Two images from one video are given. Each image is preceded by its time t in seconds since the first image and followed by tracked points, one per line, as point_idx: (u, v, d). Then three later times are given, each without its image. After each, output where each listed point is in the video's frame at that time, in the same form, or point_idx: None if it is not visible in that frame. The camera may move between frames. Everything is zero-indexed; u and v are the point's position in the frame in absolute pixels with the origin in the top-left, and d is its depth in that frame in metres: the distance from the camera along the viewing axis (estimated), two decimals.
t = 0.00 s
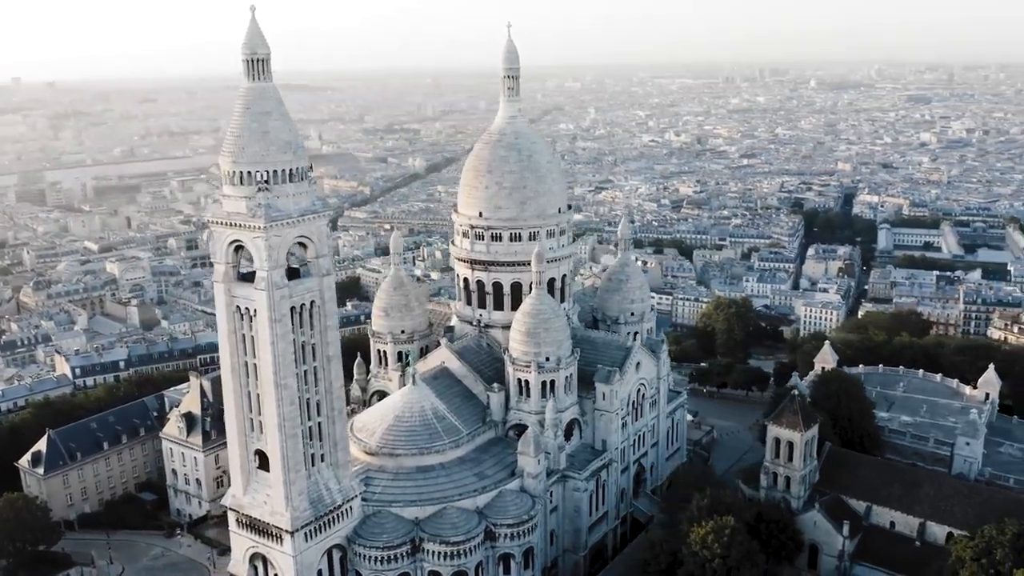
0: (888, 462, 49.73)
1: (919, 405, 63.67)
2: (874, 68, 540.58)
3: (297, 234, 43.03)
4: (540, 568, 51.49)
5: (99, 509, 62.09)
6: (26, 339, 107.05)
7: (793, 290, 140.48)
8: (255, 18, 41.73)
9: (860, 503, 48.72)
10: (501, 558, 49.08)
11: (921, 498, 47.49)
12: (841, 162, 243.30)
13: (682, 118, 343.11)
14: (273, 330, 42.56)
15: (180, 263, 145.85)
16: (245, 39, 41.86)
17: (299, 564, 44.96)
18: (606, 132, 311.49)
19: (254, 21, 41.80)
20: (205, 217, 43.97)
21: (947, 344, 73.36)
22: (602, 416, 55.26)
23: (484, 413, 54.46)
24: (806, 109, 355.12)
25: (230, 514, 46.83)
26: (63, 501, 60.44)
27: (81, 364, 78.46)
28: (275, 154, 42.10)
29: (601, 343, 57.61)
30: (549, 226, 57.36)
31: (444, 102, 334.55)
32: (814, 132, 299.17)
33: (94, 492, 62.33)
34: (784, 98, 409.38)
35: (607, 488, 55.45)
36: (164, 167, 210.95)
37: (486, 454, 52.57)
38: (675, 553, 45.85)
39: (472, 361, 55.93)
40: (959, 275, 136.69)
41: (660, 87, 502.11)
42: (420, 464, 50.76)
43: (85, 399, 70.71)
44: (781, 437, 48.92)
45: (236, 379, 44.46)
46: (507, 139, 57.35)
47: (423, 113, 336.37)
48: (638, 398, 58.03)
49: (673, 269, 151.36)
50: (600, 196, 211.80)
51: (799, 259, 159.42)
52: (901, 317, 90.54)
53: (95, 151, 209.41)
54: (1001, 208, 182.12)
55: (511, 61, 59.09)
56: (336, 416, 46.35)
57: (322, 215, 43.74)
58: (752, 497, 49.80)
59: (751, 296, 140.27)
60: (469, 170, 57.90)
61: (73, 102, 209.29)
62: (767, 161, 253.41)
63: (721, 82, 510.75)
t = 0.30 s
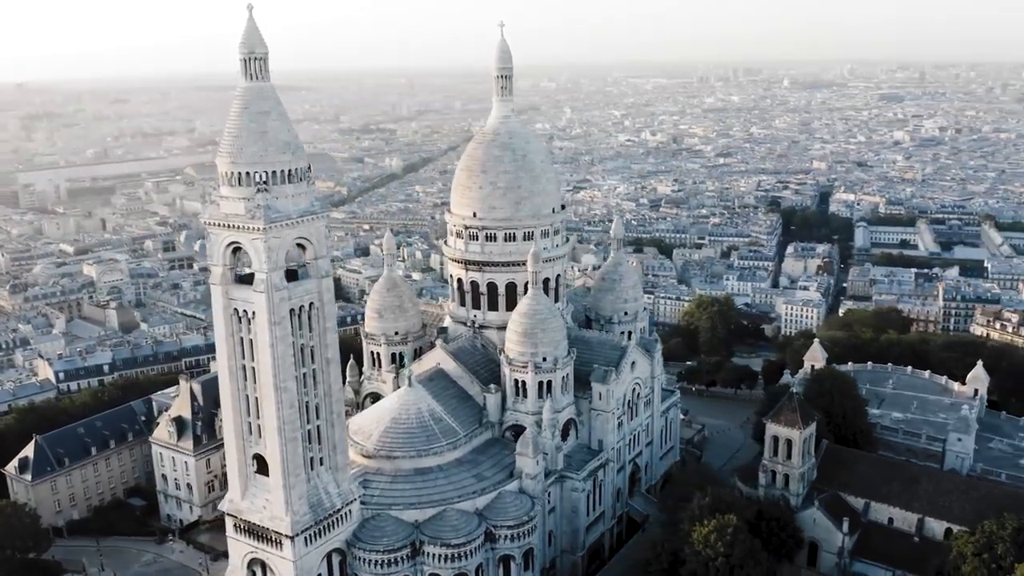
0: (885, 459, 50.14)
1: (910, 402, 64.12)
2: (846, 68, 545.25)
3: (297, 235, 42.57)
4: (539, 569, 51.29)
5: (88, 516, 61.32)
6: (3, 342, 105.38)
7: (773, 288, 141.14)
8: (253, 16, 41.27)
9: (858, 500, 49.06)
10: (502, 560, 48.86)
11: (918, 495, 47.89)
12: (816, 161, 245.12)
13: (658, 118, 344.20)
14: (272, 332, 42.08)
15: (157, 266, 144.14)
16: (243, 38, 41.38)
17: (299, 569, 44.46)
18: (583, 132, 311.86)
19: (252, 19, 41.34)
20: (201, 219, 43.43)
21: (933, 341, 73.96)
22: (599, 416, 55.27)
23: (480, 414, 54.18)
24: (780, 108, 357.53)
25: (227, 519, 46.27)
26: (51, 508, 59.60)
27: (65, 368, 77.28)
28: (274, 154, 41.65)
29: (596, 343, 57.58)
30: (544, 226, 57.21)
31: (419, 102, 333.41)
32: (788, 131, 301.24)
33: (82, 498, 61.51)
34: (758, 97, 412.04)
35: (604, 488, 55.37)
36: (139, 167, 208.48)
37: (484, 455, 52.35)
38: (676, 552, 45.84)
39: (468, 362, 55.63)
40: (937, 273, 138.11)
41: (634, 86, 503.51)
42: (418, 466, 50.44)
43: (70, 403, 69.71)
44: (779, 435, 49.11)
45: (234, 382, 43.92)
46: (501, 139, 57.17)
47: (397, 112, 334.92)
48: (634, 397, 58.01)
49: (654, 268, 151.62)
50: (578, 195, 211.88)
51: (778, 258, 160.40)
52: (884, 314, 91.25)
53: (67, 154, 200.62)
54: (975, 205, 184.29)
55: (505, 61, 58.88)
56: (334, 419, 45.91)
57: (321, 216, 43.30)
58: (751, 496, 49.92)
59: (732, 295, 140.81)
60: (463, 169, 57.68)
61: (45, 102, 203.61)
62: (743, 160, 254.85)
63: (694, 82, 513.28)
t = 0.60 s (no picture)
0: (886, 456, 50.42)
1: (903, 399, 64.55)
2: (821, 67, 549.25)
3: (299, 237, 42.13)
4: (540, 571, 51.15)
5: (80, 522, 60.61)
6: None
7: (755, 287, 141.66)
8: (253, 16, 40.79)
9: (859, 497, 49.32)
10: (504, 561, 48.73)
11: (919, 492, 48.20)
12: (794, 161, 246.69)
13: (636, 117, 345.10)
14: (275, 335, 41.63)
15: (137, 268, 142.73)
16: (244, 38, 40.92)
17: (302, 574, 44.04)
18: (561, 131, 312.10)
19: (252, 18, 40.86)
20: (201, 221, 42.88)
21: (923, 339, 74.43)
22: (598, 416, 55.18)
23: (480, 415, 53.93)
24: (757, 107, 359.61)
25: (228, 524, 45.74)
26: (42, 514, 58.86)
27: (52, 373, 76.09)
28: (276, 155, 41.18)
29: (594, 343, 57.51)
30: (540, 227, 57.07)
31: (397, 102, 332.39)
32: (765, 131, 303.32)
33: (74, 504, 60.78)
34: (735, 97, 414.29)
35: (603, 488, 55.29)
36: (116, 169, 206.40)
37: (484, 456, 52.13)
38: (681, 552, 45.77)
39: (465, 363, 55.35)
40: (918, 271, 139.52)
41: (610, 85, 504.40)
42: (418, 468, 50.12)
43: (59, 408, 68.76)
44: (781, 434, 49.23)
45: (235, 386, 43.41)
46: (497, 139, 56.95)
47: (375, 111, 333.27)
48: (632, 397, 57.97)
49: (638, 268, 151.85)
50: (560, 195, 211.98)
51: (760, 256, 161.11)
52: (871, 311, 91.83)
53: (43, 155, 192.49)
54: (953, 203, 186.31)
55: (501, 60, 58.63)
56: (336, 422, 45.51)
57: (323, 217, 42.89)
58: (752, 494, 50.01)
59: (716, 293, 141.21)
60: (459, 170, 57.45)
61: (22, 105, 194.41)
62: (721, 159, 255.97)
63: (671, 82, 514.99)
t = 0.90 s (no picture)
0: (887, 454, 50.68)
1: (898, 397, 64.91)
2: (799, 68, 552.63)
3: (304, 238, 41.71)
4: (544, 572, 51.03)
5: (74, 527, 60.05)
6: None
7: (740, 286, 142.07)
8: (257, 15, 40.35)
9: (862, 495, 49.53)
10: (509, 563, 48.58)
11: (921, 489, 48.47)
12: (775, 160, 247.95)
13: (616, 117, 345.72)
14: (280, 338, 41.20)
15: (121, 270, 141.36)
16: (247, 37, 40.47)
17: None
18: (542, 131, 312.08)
19: (256, 17, 40.41)
20: (204, 222, 42.35)
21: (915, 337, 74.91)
22: (599, 417, 55.09)
23: (481, 416, 53.67)
24: (736, 107, 361.39)
25: (231, 529, 45.23)
26: (36, 520, 58.18)
27: (41, 377, 75.17)
28: (281, 156, 40.74)
29: (593, 343, 57.42)
30: (540, 227, 56.92)
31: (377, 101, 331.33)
32: (745, 130, 304.70)
33: (67, 509, 60.15)
34: (714, 96, 416.05)
35: (605, 488, 55.22)
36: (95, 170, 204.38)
37: (487, 458, 51.90)
38: (687, 551, 45.74)
39: (466, 364, 55.09)
40: (901, 269, 140.76)
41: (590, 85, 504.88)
42: (421, 470, 49.81)
43: (49, 413, 67.96)
44: (784, 432, 49.33)
45: (238, 389, 42.95)
46: (495, 139, 56.70)
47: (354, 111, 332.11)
48: (632, 397, 57.90)
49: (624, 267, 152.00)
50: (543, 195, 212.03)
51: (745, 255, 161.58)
52: (860, 309, 92.40)
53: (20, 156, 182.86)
54: (934, 202, 188.04)
55: (499, 60, 58.35)
56: (341, 425, 45.12)
57: (327, 218, 42.50)
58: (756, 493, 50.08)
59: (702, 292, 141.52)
60: (457, 170, 57.18)
61: None
62: (703, 159, 256.76)
63: (650, 82, 516.26)
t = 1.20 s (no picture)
0: (890, 452, 50.89)
1: (894, 395, 65.17)
2: (779, 68, 555.78)
3: (310, 239, 41.32)
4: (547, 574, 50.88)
5: (69, 533, 59.35)
6: None
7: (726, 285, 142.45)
8: (262, 14, 39.96)
9: (865, 493, 49.72)
10: (515, 565, 48.44)
11: (925, 486, 48.70)
12: (757, 160, 249.17)
13: (598, 117, 346.22)
14: (287, 340, 40.75)
15: (104, 272, 140.03)
16: (252, 37, 40.09)
17: None
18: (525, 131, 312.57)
19: (261, 17, 40.04)
20: (208, 224, 41.89)
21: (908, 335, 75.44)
22: (601, 417, 54.99)
23: (483, 418, 53.43)
24: (717, 107, 362.86)
25: (235, 533, 44.76)
26: (31, 526, 57.47)
27: (31, 381, 74.35)
28: (287, 156, 40.36)
29: (594, 343, 57.34)
30: (540, 227, 56.86)
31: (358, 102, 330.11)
32: (726, 130, 305.96)
33: (62, 515, 59.50)
34: (694, 97, 417.71)
35: (607, 489, 55.11)
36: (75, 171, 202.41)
37: (490, 459, 51.69)
38: (693, 551, 45.71)
39: (467, 365, 54.82)
40: (886, 267, 141.84)
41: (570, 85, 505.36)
42: (425, 472, 49.47)
43: (42, 417, 67.14)
44: (788, 431, 49.41)
45: (243, 392, 42.50)
46: (495, 139, 56.55)
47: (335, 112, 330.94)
48: (632, 397, 57.84)
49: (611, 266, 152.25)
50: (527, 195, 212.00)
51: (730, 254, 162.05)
52: (850, 307, 92.92)
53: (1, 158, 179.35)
54: (915, 201, 189.57)
55: (498, 59, 58.21)
56: (346, 427, 44.73)
57: (332, 219, 42.13)
58: (760, 492, 50.14)
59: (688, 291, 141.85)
60: (457, 170, 56.99)
61: None
62: (685, 158, 257.64)
63: (631, 82, 517.55)
